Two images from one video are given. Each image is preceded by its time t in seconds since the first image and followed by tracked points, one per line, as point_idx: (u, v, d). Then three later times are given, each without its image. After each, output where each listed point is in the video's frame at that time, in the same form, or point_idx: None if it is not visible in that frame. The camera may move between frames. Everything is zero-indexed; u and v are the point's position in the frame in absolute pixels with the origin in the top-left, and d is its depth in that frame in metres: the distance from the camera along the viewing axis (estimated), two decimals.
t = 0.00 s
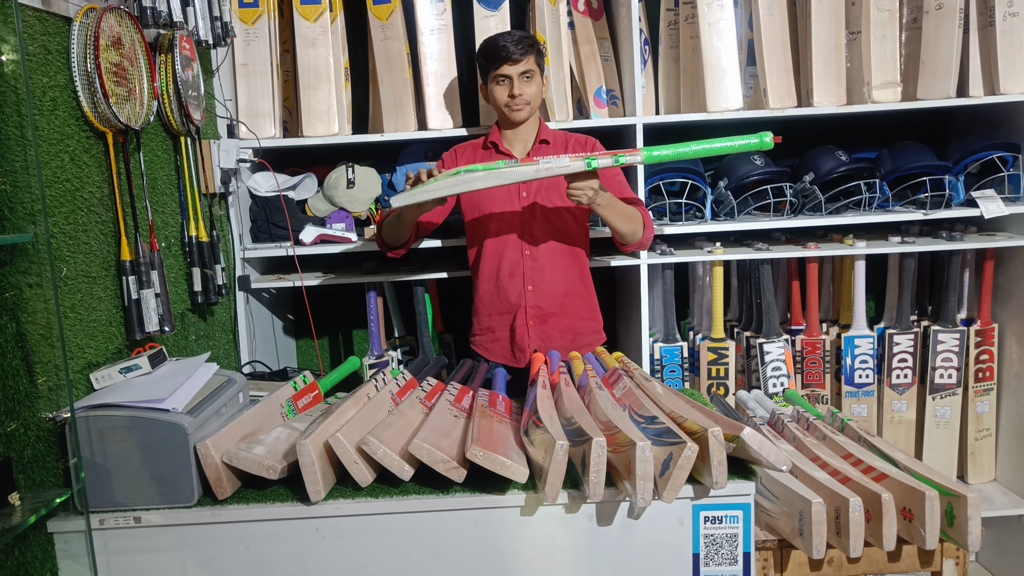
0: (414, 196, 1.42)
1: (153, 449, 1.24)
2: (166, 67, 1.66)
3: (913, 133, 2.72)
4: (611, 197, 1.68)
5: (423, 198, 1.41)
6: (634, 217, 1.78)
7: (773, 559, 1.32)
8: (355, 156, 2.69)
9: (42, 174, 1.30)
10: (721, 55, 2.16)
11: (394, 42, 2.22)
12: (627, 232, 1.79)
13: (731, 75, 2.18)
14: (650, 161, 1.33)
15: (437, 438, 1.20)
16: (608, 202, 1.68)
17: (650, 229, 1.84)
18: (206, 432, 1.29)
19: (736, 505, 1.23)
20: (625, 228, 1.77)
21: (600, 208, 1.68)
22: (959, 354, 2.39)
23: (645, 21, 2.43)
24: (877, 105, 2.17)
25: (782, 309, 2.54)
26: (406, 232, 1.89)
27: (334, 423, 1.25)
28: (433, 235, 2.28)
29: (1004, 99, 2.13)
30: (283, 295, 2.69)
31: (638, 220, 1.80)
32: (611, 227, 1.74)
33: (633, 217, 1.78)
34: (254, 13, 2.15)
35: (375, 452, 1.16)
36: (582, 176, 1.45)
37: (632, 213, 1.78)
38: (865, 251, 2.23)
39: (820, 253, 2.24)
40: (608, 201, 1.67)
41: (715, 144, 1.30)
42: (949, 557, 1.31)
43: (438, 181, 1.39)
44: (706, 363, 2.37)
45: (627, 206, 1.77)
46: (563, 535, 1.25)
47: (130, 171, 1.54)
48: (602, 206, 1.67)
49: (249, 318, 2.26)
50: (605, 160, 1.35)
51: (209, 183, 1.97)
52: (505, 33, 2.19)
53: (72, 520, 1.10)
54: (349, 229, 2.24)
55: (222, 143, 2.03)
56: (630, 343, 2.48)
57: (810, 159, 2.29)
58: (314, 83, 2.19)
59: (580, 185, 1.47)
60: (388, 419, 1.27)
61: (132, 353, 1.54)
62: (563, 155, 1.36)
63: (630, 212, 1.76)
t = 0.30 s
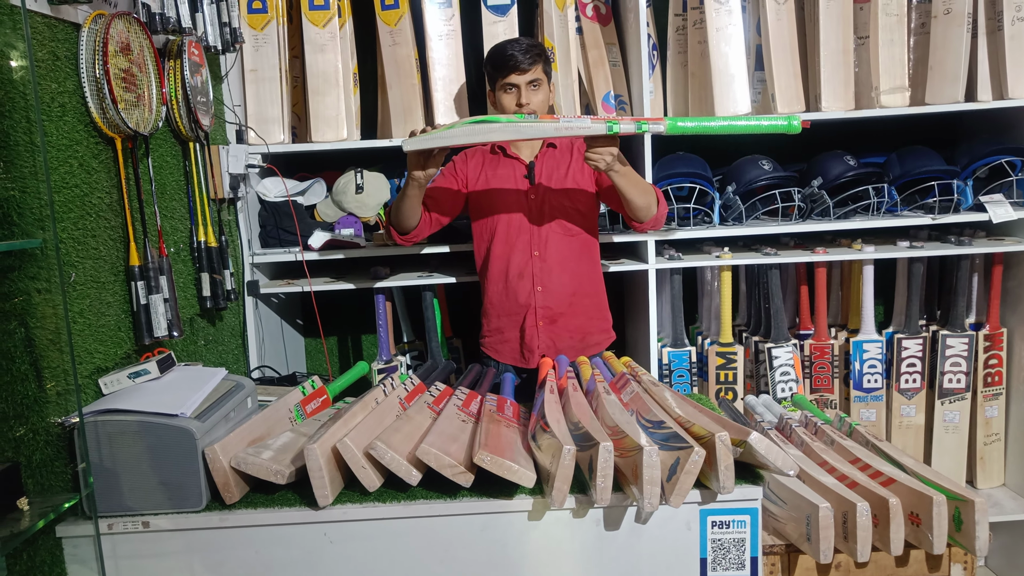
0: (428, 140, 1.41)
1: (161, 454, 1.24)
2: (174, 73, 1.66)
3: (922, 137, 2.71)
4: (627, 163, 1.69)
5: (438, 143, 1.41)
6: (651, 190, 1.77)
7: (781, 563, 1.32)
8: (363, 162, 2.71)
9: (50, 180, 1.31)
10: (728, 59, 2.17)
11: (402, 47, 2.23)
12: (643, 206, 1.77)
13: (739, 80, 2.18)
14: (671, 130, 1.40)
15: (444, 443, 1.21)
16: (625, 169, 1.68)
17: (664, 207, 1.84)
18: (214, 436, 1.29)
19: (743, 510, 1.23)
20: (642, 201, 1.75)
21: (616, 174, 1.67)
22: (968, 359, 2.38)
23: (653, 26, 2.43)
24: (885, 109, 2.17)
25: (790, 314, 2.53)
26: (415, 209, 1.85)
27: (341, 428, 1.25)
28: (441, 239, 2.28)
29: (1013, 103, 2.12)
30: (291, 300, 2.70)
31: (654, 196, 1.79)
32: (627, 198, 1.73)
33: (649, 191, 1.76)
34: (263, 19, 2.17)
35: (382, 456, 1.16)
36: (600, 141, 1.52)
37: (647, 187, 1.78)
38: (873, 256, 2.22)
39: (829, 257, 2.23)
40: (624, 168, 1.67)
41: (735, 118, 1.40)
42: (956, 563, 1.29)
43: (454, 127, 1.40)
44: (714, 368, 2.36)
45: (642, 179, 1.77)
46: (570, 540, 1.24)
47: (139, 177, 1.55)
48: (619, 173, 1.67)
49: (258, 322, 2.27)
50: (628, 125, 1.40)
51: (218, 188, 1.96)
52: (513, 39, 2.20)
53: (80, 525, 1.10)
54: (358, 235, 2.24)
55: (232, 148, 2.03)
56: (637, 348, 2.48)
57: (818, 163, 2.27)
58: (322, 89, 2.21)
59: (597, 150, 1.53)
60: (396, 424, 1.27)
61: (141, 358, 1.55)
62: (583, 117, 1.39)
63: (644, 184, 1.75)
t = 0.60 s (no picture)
0: (418, 130, 1.46)
1: (159, 456, 1.24)
2: (171, 75, 1.66)
3: (920, 138, 2.71)
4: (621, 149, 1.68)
5: (428, 133, 1.46)
6: (647, 179, 1.77)
7: (778, 565, 1.32)
8: (361, 163, 2.71)
9: (48, 183, 1.31)
10: (725, 61, 2.17)
11: (399, 49, 2.23)
12: (639, 194, 1.76)
13: (736, 82, 2.17)
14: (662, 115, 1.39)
15: (442, 445, 1.20)
16: (619, 155, 1.68)
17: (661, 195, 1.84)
18: (212, 439, 1.29)
19: (740, 512, 1.23)
20: (638, 189, 1.74)
21: (610, 160, 1.67)
22: (965, 360, 2.38)
23: (651, 28, 2.43)
24: (883, 111, 2.17)
25: (788, 315, 2.53)
26: (411, 208, 1.87)
27: (338, 431, 1.25)
28: (439, 242, 2.28)
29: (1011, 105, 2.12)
30: (289, 302, 2.70)
31: (651, 185, 1.79)
32: (623, 186, 1.72)
33: (645, 179, 1.75)
34: (259, 21, 2.16)
35: (379, 459, 1.16)
36: (592, 126, 1.51)
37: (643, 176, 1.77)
38: (870, 258, 2.22)
39: (826, 259, 2.24)
40: (618, 154, 1.67)
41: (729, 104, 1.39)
42: (953, 564, 1.29)
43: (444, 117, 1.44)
44: (712, 370, 2.36)
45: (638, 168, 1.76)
46: (567, 542, 1.24)
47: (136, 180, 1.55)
48: (614, 158, 1.67)
49: (256, 324, 2.27)
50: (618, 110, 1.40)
51: (215, 191, 1.97)
52: (510, 40, 2.20)
53: (77, 527, 1.09)
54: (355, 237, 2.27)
55: (228, 151, 2.05)
56: (635, 349, 2.47)
57: (816, 165, 2.28)
58: (319, 91, 2.20)
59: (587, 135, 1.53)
60: (393, 427, 1.27)
61: (137, 360, 1.55)
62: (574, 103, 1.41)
63: (640, 172, 1.74)
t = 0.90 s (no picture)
0: (419, 129, 1.48)
1: (160, 460, 1.23)
2: (172, 78, 1.67)
3: (922, 142, 2.71)
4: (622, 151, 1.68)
5: (428, 133, 1.48)
6: (647, 179, 1.77)
7: (780, 568, 1.31)
8: (362, 167, 2.71)
9: (48, 186, 1.31)
10: (726, 64, 2.17)
11: (401, 53, 2.23)
12: (640, 195, 1.75)
13: (738, 85, 2.18)
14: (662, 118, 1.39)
15: (443, 449, 1.20)
16: (619, 156, 1.67)
17: (661, 195, 1.83)
18: (212, 443, 1.29)
19: (743, 517, 1.22)
20: (639, 189, 1.73)
21: (610, 161, 1.67)
22: (968, 364, 2.37)
23: (652, 31, 2.43)
24: (884, 114, 2.17)
25: (789, 319, 2.53)
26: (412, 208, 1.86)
27: (339, 435, 1.25)
28: (440, 245, 2.28)
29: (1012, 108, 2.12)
30: (290, 306, 2.70)
31: (652, 186, 1.78)
32: (623, 187, 1.71)
33: (646, 180, 1.75)
34: (261, 25, 2.16)
35: (381, 463, 1.16)
36: (592, 128, 1.52)
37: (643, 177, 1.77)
38: (872, 261, 2.22)
39: (828, 262, 2.23)
40: (618, 155, 1.67)
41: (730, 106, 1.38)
42: (956, 568, 1.29)
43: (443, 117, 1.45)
44: (714, 373, 2.36)
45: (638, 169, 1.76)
46: (569, 547, 1.24)
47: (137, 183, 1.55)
48: (614, 159, 1.67)
49: (257, 328, 2.27)
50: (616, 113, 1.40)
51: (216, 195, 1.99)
52: (511, 44, 2.21)
53: (78, 532, 1.09)
54: (356, 241, 2.24)
55: (229, 154, 2.04)
56: (637, 353, 2.47)
57: (817, 168, 2.29)
58: (321, 94, 2.21)
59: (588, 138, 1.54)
60: (394, 431, 1.27)
61: (138, 364, 1.55)
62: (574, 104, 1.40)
63: (640, 172, 1.73)
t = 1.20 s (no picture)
0: (420, 138, 1.48)
1: (159, 461, 1.23)
2: (172, 78, 1.66)
3: (922, 142, 2.71)
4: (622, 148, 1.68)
5: (429, 141, 1.48)
6: (648, 178, 1.77)
7: (781, 569, 1.31)
8: (362, 167, 2.71)
9: (47, 187, 1.31)
10: (726, 65, 2.17)
11: (400, 53, 2.23)
12: (641, 192, 1.75)
13: (737, 85, 2.18)
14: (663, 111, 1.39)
15: (443, 450, 1.20)
16: (620, 153, 1.67)
17: (663, 193, 1.83)
18: (213, 444, 1.29)
19: (743, 517, 1.22)
20: (640, 188, 1.74)
21: (611, 158, 1.67)
22: (968, 364, 2.37)
23: (652, 31, 2.43)
24: (884, 114, 2.17)
25: (789, 319, 2.53)
26: (412, 211, 1.86)
27: (340, 436, 1.24)
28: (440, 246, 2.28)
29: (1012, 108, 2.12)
30: (290, 306, 2.69)
31: (652, 184, 1.78)
32: (624, 185, 1.71)
33: (646, 177, 1.75)
34: (260, 25, 2.16)
35: (381, 464, 1.16)
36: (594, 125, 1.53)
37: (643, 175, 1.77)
38: (872, 261, 2.22)
39: (828, 262, 2.23)
40: (619, 152, 1.67)
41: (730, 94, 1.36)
42: (957, 568, 1.29)
43: (444, 125, 1.45)
44: (714, 373, 2.35)
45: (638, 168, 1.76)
46: (570, 547, 1.24)
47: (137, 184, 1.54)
48: (616, 156, 1.67)
49: (256, 328, 2.27)
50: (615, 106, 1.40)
51: (215, 195, 1.98)
52: (511, 44, 2.20)
53: (77, 533, 1.10)
54: (355, 241, 2.24)
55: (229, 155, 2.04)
56: (637, 354, 2.47)
57: (817, 168, 2.29)
58: (320, 95, 2.20)
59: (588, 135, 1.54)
60: (394, 432, 1.27)
61: (138, 364, 1.54)
62: (575, 103, 1.41)
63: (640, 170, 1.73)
